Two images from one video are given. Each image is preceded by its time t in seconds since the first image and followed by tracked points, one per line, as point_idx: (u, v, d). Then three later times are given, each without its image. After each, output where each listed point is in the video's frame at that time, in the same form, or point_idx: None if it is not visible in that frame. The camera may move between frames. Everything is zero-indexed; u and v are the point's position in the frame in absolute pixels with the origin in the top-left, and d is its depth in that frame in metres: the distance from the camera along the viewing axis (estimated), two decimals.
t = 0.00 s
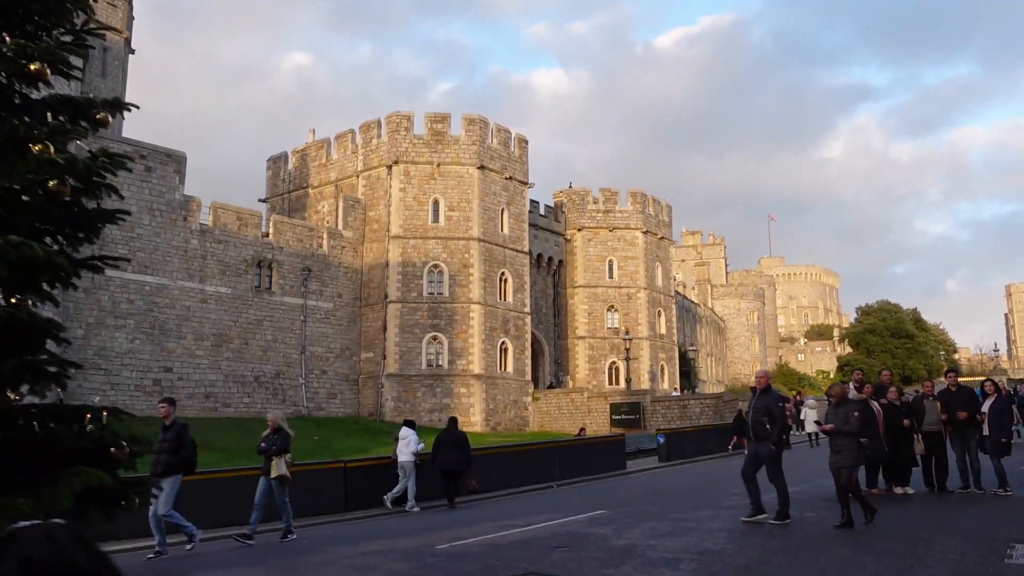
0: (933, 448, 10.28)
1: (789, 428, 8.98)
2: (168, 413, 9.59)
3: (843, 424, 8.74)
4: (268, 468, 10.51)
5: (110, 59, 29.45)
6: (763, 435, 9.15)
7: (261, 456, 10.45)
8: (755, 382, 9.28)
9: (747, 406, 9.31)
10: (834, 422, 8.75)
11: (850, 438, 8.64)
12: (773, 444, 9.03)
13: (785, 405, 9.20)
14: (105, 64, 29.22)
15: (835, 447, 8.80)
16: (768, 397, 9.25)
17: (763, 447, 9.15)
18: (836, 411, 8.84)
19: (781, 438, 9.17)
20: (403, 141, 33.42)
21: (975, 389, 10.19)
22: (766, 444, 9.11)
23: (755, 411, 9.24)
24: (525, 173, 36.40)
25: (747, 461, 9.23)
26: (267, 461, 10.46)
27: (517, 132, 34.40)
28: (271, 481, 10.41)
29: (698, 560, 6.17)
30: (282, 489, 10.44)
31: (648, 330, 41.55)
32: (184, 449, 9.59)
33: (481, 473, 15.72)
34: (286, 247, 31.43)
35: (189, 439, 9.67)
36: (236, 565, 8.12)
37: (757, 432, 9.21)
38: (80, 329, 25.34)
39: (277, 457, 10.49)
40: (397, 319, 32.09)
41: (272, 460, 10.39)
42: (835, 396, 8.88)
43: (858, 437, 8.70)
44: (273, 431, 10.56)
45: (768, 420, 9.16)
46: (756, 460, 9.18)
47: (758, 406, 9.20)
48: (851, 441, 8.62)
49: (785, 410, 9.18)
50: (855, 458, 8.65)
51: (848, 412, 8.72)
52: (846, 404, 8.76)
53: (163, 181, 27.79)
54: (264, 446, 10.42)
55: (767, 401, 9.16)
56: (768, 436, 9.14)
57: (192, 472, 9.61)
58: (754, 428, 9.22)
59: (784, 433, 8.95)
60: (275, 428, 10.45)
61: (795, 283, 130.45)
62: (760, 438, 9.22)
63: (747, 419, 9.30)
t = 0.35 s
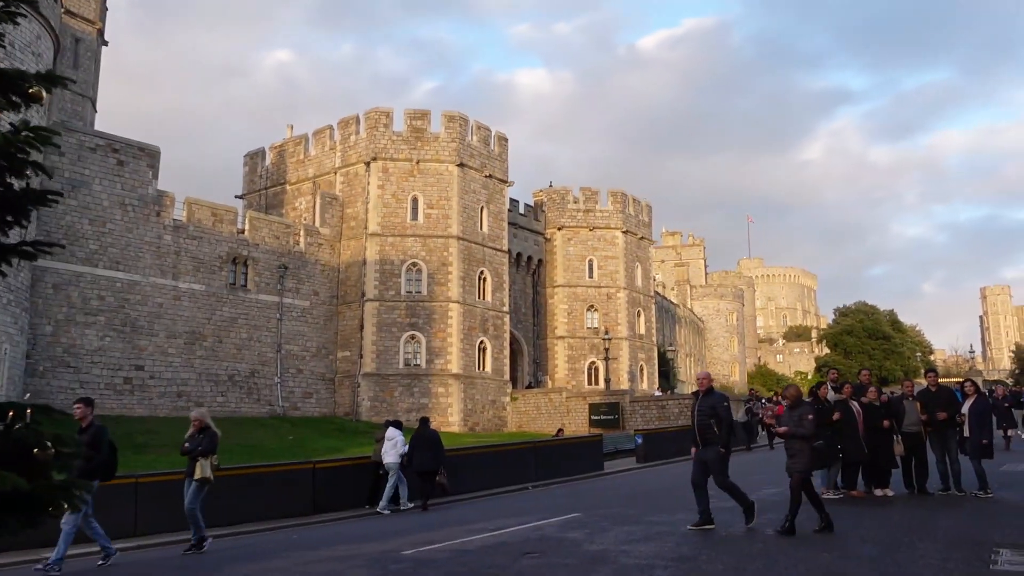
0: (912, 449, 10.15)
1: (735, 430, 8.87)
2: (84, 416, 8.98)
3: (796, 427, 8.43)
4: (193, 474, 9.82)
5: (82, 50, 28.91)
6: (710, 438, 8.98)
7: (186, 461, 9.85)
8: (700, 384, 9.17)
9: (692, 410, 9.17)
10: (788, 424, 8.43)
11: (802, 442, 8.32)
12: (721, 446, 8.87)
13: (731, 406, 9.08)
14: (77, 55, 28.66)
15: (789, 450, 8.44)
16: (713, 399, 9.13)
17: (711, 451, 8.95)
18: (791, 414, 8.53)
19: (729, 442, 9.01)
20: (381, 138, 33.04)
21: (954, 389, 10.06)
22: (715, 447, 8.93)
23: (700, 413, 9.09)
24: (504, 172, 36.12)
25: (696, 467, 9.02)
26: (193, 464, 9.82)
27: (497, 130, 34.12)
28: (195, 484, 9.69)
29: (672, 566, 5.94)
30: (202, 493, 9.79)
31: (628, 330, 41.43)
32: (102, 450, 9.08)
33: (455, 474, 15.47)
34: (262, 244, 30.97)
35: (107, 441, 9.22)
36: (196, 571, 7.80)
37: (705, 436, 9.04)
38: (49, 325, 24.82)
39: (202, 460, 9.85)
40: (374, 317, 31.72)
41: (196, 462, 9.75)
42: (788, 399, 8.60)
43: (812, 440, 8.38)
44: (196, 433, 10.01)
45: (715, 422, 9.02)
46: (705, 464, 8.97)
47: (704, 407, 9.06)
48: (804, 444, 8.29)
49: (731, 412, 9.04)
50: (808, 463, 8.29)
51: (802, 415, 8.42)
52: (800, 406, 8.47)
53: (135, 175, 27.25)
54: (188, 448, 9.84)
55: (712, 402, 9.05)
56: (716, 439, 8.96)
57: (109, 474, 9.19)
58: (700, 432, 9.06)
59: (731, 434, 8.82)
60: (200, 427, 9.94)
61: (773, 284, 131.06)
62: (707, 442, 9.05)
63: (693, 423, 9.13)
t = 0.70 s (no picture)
0: (889, 448, 9.99)
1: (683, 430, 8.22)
2: None
3: (746, 424, 8.33)
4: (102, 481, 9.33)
5: (46, 43, 28.28)
6: (655, 438, 8.31)
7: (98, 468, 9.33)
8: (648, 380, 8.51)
9: (637, 408, 8.50)
10: (738, 422, 8.34)
11: (754, 438, 8.23)
12: (666, 446, 8.20)
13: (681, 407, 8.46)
14: (41, 48, 28.00)
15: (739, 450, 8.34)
16: (662, 397, 8.47)
17: (655, 452, 8.27)
18: (740, 411, 8.43)
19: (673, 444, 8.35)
20: (354, 135, 32.64)
21: (933, 389, 9.93)
22: (657, 447, 8.26)
23: (647, 412, 8.42)
24: (479, 170, 35.82)
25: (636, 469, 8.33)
26: (104, 472, 9.31)
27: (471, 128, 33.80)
28: (108, 493, 9.27)
29: (646, 570, 5.71)
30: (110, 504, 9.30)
31: (602, 331, 41.32)
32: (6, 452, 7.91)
33: (427, 475, 15.18)
34: (232, 242, 30.43)
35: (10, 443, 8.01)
36: None
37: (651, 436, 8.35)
38: (11, 324, 24.16)
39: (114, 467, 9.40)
40: (346, 317, 31.33)
41: (109, 470, 9.29)
42: (738, 396, 8.49)
43: (762, 439, 8.31)
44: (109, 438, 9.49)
45: (661, 422, 8.37)
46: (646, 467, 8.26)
47: (651, 405, 8.40)
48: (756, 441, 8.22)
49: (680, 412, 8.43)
50: (758, 462, 8.23)
51: (753, 412, 8.34)
52: (750, 403, 8.40)
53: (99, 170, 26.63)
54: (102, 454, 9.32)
55: (661, 400, 8.40)
56: (661, 440, 8.30)
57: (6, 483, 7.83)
58: (645, 432, 8.38)
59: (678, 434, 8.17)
60: (116, 433, 9.43)
61: (747, 286, 131.82)
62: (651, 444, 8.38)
63: (637, 423, 8.46)
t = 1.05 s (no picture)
0: (864, 451, 9.87)
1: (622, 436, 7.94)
2: None
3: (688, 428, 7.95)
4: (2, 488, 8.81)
5: (11, 38, 27.65)
6: (595, 443, 8.03)
7: None
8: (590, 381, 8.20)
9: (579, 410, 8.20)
10: (678, 426, 7.93)
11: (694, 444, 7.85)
12: (605, 452, 7.90)
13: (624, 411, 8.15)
14: (5, 43, 27.40)
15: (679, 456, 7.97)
16: (604, 399, 8.16)
17: (594, 458, 8.00)
18: (680, 415, 8.06)
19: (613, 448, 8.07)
20: (328, 134, 32.25)
21: (909, 390, 9.79)
22: (597, 452, 7.99)
23: (588, 414, 8.10)
24: (454, 170, 35.55)
25: (575, 474, 8.05)
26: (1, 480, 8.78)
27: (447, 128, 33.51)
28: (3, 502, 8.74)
29: None
30: (23, 515, 8.75)
31: (578, 332, 41.19)
32: None
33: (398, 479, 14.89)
34: (202, 241, 29.94)
35: None
36: None
37: (590, 441, 8.06)
38: None
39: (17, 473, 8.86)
40: (319, 317, 30.97)
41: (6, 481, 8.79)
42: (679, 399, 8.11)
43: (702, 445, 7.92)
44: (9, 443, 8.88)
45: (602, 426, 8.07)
46: (584, 472, 8.02)
47: (591, 408, 8.10)
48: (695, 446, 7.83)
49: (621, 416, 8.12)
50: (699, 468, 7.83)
51: (695, 416, 7.96)
52: (692, 407, 8.02)
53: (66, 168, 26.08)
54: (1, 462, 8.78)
55: (602, 403, 8.08)
56: (601, 445, 8.01)
57: None
58: (584, 436, 8.09)
59: (618, 440, 7.89)
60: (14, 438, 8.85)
61: (722, 288, 132.44)
62: (591, 448, 8.11)
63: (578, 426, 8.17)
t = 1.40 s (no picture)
0: (840, 455, 9.68)
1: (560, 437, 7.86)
2: None
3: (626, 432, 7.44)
4: None
5: None
6: (532, 447, 7.91)
7: None
8: (524, 384, 8.13)
9: (514, 414, 8.09)
10: (616, 430, 7.42)
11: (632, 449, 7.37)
12: (544, 456, 7.78)
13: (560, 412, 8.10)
14: None
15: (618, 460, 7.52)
16: (539, 401, 8.09)
17: (533, 463, 7.88)
18: (619, 418, 7.54)
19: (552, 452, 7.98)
20: (305, 132, 31.91)
21: (884, 392, 9.65)
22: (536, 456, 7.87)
23: (524, 418, 7.99)
24: (433, 170, 35.28)
25: (516, 482, 7.90)
26: None
27: (426, 127, 33.25)
28: None
29: None
30: None
31: (558, 333, 41.04)
32: None
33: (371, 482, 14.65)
34: (176, 240, 29.52)
35: None
36: None
37: (527, 446, 7.93)
38: None
39: None
40: (295, 318, 30.64)
41: None
42: (617, 401, 7.63)
43: (641, 449, 7.45)
44: None
45: (539, 429, 7.97)
46: (525, 478, 7.89)
47: (527, 410, 8.01)
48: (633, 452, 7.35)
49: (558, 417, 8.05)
50: (638, 474, 7.41)
51: (633, 419, 7.44)
52: (630, 409, 7.52)
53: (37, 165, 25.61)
54: None
55: (537, 405, 8.03)
56: (539, 450, 7.90)
57: None
58: (521, 441, 7.96)
59: (555, 442, 7.79)
60: None
61: (704, 289, 132.79)
62: (530, 454, 7.98)
63: (513, 431, 8.04)
